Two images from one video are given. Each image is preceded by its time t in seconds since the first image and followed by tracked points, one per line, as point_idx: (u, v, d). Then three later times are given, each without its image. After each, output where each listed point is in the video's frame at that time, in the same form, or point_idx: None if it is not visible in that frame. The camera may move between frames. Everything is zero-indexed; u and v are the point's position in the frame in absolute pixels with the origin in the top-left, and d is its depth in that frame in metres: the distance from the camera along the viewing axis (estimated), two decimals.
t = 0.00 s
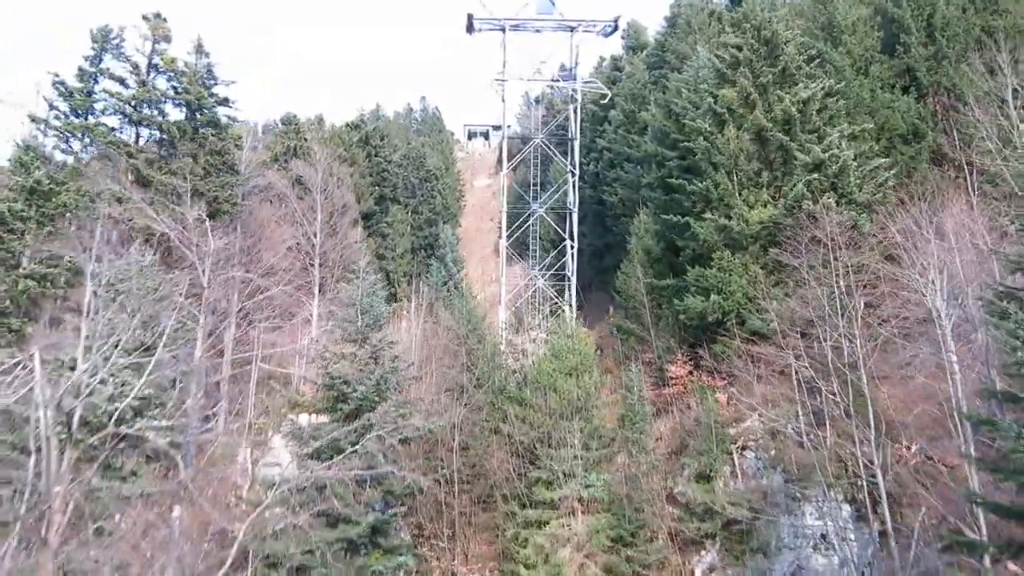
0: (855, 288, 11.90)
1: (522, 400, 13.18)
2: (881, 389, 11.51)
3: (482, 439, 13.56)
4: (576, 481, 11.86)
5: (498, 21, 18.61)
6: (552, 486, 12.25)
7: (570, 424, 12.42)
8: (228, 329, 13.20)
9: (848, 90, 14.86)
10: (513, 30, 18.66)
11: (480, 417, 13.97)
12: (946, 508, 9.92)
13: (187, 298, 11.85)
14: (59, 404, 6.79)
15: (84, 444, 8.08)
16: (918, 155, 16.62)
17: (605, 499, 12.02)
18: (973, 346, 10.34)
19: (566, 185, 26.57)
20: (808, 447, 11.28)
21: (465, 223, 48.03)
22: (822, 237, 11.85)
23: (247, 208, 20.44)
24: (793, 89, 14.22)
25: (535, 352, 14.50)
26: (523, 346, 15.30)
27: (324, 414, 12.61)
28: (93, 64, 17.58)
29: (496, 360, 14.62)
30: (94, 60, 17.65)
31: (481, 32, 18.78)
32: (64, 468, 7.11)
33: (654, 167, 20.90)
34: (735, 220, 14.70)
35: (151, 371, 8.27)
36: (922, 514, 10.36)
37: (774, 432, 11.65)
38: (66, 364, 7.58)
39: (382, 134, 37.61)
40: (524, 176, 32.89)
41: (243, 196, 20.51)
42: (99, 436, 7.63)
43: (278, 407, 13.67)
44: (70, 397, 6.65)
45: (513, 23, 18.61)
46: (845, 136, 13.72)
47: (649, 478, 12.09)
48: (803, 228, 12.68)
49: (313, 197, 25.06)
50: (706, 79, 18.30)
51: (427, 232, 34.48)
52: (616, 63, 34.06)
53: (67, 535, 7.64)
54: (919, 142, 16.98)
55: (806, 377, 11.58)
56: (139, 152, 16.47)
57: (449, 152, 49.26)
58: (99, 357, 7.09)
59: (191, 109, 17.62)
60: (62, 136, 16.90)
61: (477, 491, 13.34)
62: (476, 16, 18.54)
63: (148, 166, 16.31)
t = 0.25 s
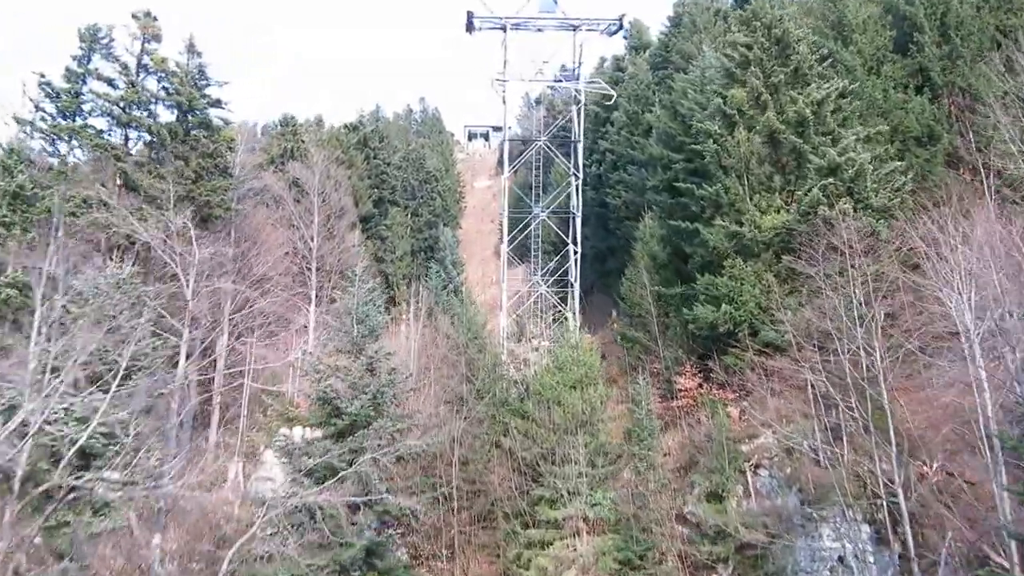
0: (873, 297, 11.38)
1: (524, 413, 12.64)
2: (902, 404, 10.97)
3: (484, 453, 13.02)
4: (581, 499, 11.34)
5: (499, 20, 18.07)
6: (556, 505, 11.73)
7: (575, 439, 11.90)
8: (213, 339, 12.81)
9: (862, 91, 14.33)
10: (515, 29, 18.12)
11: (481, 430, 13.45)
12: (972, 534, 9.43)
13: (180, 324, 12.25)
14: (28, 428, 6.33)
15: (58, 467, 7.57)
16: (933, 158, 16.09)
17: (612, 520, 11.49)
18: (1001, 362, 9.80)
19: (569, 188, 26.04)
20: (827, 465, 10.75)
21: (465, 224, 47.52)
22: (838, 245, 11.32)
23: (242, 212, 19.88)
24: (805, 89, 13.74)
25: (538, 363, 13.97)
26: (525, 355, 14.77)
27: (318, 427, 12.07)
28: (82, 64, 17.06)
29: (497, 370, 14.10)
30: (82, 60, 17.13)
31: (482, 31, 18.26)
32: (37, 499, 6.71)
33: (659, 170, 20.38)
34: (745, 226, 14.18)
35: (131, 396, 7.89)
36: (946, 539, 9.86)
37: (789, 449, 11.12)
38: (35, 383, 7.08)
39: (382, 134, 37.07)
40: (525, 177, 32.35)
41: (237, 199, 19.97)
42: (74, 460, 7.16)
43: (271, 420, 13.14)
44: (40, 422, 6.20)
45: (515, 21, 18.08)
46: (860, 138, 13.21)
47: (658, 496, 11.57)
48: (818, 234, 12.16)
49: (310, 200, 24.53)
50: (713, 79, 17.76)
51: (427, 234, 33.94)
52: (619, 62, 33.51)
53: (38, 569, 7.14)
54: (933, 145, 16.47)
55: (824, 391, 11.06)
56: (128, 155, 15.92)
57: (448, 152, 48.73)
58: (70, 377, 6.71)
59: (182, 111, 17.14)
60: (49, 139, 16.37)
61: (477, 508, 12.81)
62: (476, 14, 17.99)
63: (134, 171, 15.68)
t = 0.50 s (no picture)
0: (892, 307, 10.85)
1: (527, 428, 12.07)
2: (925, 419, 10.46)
3: (485, 470, 12.45)
4: (588, 521, 10.75)
5: (499, 17, 17.47)
6: (563, 526, 11.16)
7: (581, 455, 11.33)
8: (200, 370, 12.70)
9: (876, 90, 13.77)
10: (515, 27, 17.52)
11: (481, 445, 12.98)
12: (1005, 561, 8.91)
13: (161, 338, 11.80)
14: (16, 461, 5.98)
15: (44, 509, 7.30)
16: (947, 159, 15.56)
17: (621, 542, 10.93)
18: None
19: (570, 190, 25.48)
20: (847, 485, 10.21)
21: (463, 225, 46.96)
22: (857, 252, 10.75)
23: (234, 216, 19.27)
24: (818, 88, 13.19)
25: (540, 374, 13.40)
26: (527, 366, 14.19)
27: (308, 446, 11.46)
28: (66, 64, 16.44)
29: (498, 382, 13.52)
30: (67, 61, 16.51)
31: (481, 29, 17.68)
32: (9, 541, 6.24)
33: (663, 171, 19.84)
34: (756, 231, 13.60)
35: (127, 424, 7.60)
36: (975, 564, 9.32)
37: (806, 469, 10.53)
38: None
39: (378, 134, 36.48)
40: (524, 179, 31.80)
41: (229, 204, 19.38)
42: (60, 492, 6.82)
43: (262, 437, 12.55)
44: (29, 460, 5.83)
45: (515, 19, 17.49)
46: (876, 139, 12.65)
47: (668, 516, 11.11)
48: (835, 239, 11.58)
49: (306, 203, 23.94)
50: (720, 78, 17.20)
51: (424, 236, 33.36)
52: (619, 61, 32.97)
53: None
54: (947, 145, 15.94)
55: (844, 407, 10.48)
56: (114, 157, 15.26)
57: (446, 152, 48.16)
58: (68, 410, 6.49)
59: (171, 113, 16.55)
60: (32, 142, 15.73)
61: (479, 527, 12.23)
62: (475, 11, 17.40)
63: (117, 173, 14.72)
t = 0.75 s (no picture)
0: (915, 318, 10.29)
1: (531, 445, 11.51)
2: (952, 436, 9.91)
3: (486, 488, 11.86)
4: (595, 544, 10.22)
5: (498, 14, 16.91)
6: (568, 548, 10.59)
7: (588, 474, 10.76)
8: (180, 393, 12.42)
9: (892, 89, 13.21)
10: (515, 24, 16.95)
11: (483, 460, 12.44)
12: None
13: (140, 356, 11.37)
14: None
15: (1, 555, 7.07)
16: (964, 160, 15.01)
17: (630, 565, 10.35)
18: None
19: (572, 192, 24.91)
20: (870, 507, 9.66)
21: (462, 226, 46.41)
22: (879, 258, 10.18)
23: (227, 222, 18.71)
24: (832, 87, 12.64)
25: (543, 386, 12.84)
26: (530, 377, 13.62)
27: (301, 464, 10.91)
28: (51, 65, 15.87)
29: (500, 395, 12.97)
30: (51, 61, 15.94)
31: (480, 26, 17.12)
32: None
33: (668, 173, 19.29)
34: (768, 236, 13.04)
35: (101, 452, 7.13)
36: None
37: (826, 489, 9.98)
38: None
39: (376, 135, 35.92)
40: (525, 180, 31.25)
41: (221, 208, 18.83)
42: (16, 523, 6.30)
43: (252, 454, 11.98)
44: None
45: (515, 16, 16.92)
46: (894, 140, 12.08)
47: (680, 537, 10.56)
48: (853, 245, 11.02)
49: (301, 206, 23.39)
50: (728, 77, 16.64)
51: (423, 239, 32.81)
52: (621, 60, 32.41)
53: None
54: (964, 145, 15.38)
55: (866, 423, 9.92)
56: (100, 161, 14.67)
57: (445, 153, 47.62)
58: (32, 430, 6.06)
59: (160, 115, 15.98)
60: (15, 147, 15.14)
61: (480, 549, 11.66)
62: (474, 8, 16.83)
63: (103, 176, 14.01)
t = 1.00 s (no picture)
0: (941, 330, 9.72)
1: (535, 464, 10.96)
2: (980, 453, 9.35)
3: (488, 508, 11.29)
4: (602, 570, 9.66)
5: (498, 12, 16.35)
6: None
7: (595, 494, 10.19)
8: (165, 415, 12.15)
9: (909, 88, 12.70)
10: (516, 22, 16.40)
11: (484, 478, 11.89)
12: None
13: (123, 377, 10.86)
14: None
15: None
16: (982, 160, 14.48)
17: None
18: None
19: (574, 195, 24.36)
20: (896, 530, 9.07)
21: (461, 227, 45.87)
22: (902, 266, 9.62)
23: (218, 227, 18.17)
24: (848, 85, 12.07)
25: (547, 399, 12.28)
26: (532, 390, 13.07)
27: (292, 486, 10.36)
28: (33, 66, 15.28)
29: (501, 409, 12.42)
30: (34, 62, 15.35)
31: (479, 24, 16.56)
32: None
33: (673, 175, 18.73)
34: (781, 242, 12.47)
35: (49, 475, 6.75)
36: None
37: (848, 512, 9.42)
38: None
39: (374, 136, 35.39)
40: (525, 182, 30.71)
41: (213, 213, 18.28)
42: None
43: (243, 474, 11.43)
44: None
45: (515, 14, 16.37)
46: (913, 140, 11.53)
47: (692, 563, 9.99)
48: (873, 252, 10.45)
49: (296, 210, 22.85)
50: (737, 76, 16.10)
51: (423, 242, 32.29)
52: (621, 59, 31.90)
53: None
54: (981, 145, 14.85)
55: (890, 442, 9.35)
56: (84, 166, 14.11)
57: (443, 153, 47.07)
58: None
59: (147, 117, 15.39)
60: None
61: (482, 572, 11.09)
62: (473, 6, 16.28)
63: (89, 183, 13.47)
